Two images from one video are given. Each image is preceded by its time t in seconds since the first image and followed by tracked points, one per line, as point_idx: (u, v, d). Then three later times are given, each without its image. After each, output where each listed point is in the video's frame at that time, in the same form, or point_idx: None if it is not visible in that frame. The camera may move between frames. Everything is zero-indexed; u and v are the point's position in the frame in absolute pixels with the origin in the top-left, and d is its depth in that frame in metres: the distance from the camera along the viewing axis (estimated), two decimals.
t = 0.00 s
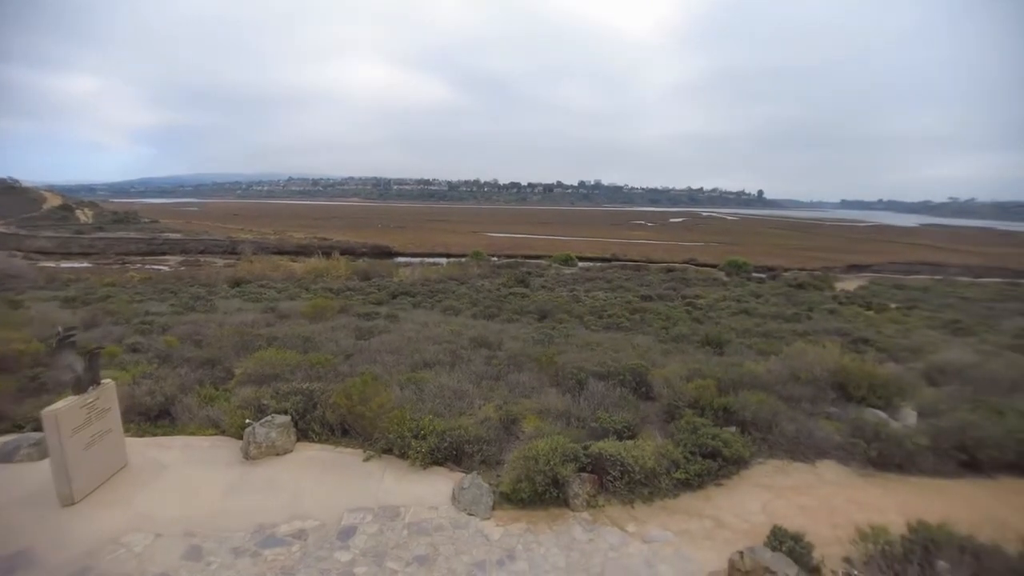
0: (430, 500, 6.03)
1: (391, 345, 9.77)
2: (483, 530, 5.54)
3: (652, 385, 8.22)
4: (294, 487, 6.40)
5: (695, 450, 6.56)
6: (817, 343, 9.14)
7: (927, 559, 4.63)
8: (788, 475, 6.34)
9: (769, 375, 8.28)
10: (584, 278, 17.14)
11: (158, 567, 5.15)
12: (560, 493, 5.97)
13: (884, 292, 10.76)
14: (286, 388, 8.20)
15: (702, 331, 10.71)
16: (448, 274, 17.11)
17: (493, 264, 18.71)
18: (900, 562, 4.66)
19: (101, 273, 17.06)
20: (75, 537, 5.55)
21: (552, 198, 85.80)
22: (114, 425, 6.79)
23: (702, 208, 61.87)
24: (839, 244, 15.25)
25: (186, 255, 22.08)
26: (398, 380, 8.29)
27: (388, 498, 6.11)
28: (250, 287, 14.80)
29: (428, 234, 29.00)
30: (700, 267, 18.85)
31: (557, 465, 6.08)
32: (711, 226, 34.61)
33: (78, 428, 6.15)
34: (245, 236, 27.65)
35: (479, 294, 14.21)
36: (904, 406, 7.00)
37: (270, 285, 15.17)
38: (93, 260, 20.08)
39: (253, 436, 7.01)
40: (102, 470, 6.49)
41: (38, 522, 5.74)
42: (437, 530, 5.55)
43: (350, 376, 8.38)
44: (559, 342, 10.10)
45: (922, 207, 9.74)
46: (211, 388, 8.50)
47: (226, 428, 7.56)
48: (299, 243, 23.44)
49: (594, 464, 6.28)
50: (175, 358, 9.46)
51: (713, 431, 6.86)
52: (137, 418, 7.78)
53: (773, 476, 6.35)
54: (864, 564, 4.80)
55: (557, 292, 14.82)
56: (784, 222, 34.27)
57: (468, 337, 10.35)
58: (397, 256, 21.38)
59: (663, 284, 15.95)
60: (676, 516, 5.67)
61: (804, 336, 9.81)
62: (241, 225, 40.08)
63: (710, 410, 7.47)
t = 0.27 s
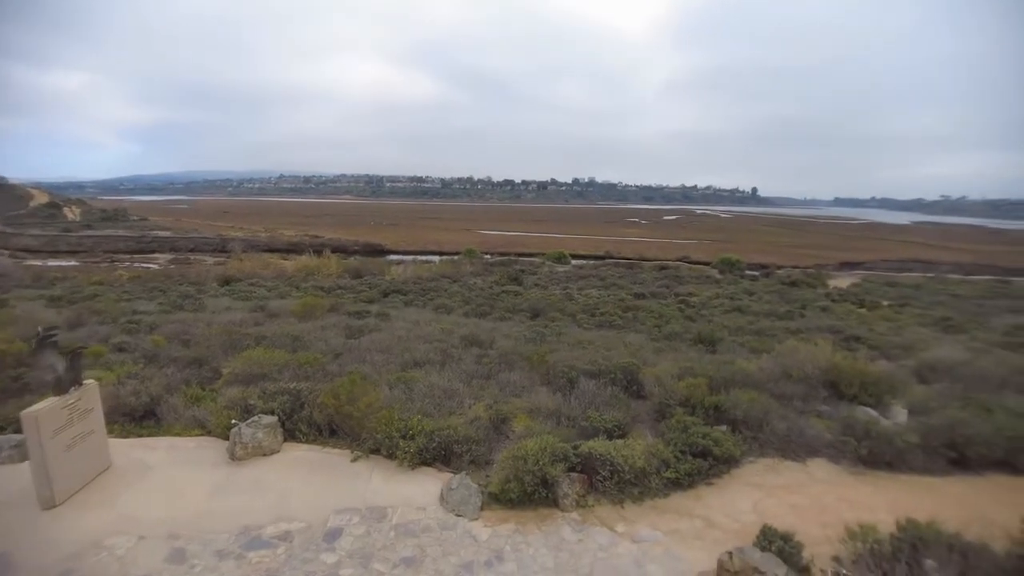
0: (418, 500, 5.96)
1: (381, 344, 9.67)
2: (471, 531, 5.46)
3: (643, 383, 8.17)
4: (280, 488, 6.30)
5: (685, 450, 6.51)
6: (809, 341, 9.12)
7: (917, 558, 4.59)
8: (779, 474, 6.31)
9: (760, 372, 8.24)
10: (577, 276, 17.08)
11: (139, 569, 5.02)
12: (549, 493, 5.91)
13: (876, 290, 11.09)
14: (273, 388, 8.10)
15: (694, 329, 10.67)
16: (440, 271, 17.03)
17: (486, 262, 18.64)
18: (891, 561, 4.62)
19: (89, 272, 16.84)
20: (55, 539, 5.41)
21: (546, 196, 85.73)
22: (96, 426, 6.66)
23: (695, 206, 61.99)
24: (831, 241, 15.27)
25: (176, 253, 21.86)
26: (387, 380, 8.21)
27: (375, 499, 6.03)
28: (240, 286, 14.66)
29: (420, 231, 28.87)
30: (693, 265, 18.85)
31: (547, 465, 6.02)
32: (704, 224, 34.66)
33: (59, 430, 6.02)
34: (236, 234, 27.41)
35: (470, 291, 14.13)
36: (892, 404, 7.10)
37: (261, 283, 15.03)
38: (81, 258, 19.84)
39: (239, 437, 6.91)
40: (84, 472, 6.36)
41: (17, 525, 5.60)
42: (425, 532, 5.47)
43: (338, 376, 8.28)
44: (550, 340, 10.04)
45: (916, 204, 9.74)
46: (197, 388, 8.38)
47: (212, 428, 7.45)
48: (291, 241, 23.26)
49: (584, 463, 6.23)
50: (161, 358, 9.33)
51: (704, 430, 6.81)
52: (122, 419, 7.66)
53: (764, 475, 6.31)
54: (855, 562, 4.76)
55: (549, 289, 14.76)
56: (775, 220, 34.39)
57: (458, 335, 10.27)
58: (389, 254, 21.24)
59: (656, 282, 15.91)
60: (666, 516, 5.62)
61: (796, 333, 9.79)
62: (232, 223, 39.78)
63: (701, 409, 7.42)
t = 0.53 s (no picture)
0: (390, 500, 5.88)
1: (357, 342, 9.55)
2: (443, 530, 5.41)
3: (618, 379, 8.18)
4: (249, 490, 6.16)
5: (658, 445, 6.54)
6: (782, 336, 9.23)
7: (881, 549, 4.66)
8: (750, 468, 6.36)
9: (734, 367, 8.31)
10: (556, 272, 17.09)
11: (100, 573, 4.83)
12: (521, 490, 5.89)
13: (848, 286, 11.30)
14: (244, 388, 7.94)
15: (670, 324, 10.74)
16: (419, 268, 16.90)
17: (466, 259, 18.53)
18: (857, 553, 4.68)
19: (56, 270, 16.35)
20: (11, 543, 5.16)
21: (529, 193, 85.71)
22: (56, 430, 6.37)
23: (676, 203, 62.52)
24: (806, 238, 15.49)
25: (149, 251, 21.35)
26: (363, 378, 8.10)
27: (346, 499, 5.94)
28: (214, 284, 14.39)
29: (401, 228, 28.65)
30: (672, 261, 18.98)
31: (519, 463, 5.99)
32: (683, 220, 34.98)
33: (13, 434, 5.73)
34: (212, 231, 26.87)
35: (449, 288, 14.04)
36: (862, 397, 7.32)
37: (236, 281, 14.76)
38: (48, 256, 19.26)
39: (207, 438, 6.75)
40: (43, 477, 6.06)
41: None
42: (396, 532, 5.39)
43: (311, 375, 8.16)
44: (527, 338, 10.01)
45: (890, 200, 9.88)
46: (166, 389, 8.19)
47: (181, 429, 7.28)
48: (268, 238, 22.90)
49: (557, 460, 6.21)
50: (129, 358, 9.10)
51: (677, 425, 6.85)
52: (86, 421, 7.43)
53: (735, 469, 6.37)
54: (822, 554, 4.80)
55: (529, 286, 14.73)
56: (752, 217, 34.85)
57: (435, 333, 10.18)
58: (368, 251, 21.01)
59: (634, 278, 15.99)
60: (638, 512, 5.63)
61: (769, 329, 9.90)
62: (209, 220, 38.97)
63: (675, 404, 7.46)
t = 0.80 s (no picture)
0: (356, 499, 5.79)
1: (322, 339, 9.37)
2: (410, 528, 5.35)
3: (586, 372, 8.22)
4: (211, 493, 5.97)
5: (625, 436, 6.60)
6: (746, 327, 9.42)
7: (838, 532, 4.79)
8: (714, 457, 6.48)
9: (699, 358, 8.45)
10: (527, 266, 17.10)
11: None
12: (489, 485, 5.87)
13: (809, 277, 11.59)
14: (204, 388, 7.71)
15: (638, 316, 10.86)
16: (388, 263, 16.70)
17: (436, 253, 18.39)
18: (815, 537, 4.80)
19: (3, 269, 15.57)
20: None
21: (501, 187, 85.40)
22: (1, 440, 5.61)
23: (647, 197, 63.27)
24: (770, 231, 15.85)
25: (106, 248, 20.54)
26: (328, 377, 7.95)
27: (312, 500, 5.82)
28: (175, 282, 13.94)
29: (370, 223, 28.25)
30: (641, 254, 19.22)
31: (486, 458, 5.96)
32: (652, 214, 35.44)
33: None
34: (173, 227, 26.01)
35: (419, 283, 13.91)
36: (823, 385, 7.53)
37: (197, 279, 14.32)
38: None
39: (166, 441, 6.52)
40: None
41: None
42: (362, 531, 5.30)
43: (274, 374, 7.97)
44: (496, 332, 9.98)
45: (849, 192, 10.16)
46: (122, 391, 7.89)
47: (137, 433, 7.02)
48: (232, 234, 22.28)
49: (524, 454, 6.21)
50: (83, 360, 8.73)
51: (643, 417, 6.92)
52: (35, 427, 7.10)
53: (700, 459, 6.48)
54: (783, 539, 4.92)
55: (499, 280, 14.70)
56: (719, 211, 35.54)
57: (403, 328, 10.06)
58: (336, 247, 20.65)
59: (604, 272, 16.09)
60: (604, 504, 5.68)
61: (734, 320, 10.10)
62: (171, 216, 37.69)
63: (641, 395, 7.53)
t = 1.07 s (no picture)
0: (326, 503, 5.69)
1: (291, 341, 9.19)
2: (381, 531, 5.28)
3: (558, 368, 8.23)
4: (175, 501, 5.78)
5: (596, 432, 6.63)
6: (715, 321, 9.57)
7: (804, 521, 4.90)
8: (685, 451, 6.56)
9: (670, 352, 8.54)
10: (502, 263, 17.08)
11: None
12: (461, 486, 5.84)
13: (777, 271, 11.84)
14: (168, 394, 7.49)
15: (610, 312, 10.93)
16: (361, 261, 16.50)
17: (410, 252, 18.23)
18: (781, 527, 4.90)
19: None
20: None
21: (476, 184, 85.17)
22: None
23: (621, 193, 63.88)
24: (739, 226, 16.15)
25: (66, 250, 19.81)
26: (297, 379, 7.80)
27: (280, 505, 5.69)
28: (138, 284, 13.52)
29: (343, 221, 27.86)
30: (614, 250, 19.38)
31: (457, 459, 5.92)
32: (626, 210, 35.79)
33: None
34: (137, 227, 25.22)
35: (392, 282, 13.77)
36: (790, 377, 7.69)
37: (162, 281, 13.92)
38: None
39: (127, 450, 6.31)
40: None
41: None
42: (332, 536, 5.21)
43: (241, 378, 7.79)
44: (469, 330, 9.93)
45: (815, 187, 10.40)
46: (81, 399, 7.60)
47: (97, 441, 6.78)
48: (198, 234, 21.68)
49: (496, 453, 6.19)
50: (38, 367, 8.39)
51: (615, 412, 6.96)
52: None
53: (670, 452, 6.55)
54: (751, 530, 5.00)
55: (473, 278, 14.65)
56: (690, 207, 36.09)
57: (375, 328, 9.94)
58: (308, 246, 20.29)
59: (577, 268, 16.18)
60: (576, 501, 5.70)
61: (704, 314, 10.26)
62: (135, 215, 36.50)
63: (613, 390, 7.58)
